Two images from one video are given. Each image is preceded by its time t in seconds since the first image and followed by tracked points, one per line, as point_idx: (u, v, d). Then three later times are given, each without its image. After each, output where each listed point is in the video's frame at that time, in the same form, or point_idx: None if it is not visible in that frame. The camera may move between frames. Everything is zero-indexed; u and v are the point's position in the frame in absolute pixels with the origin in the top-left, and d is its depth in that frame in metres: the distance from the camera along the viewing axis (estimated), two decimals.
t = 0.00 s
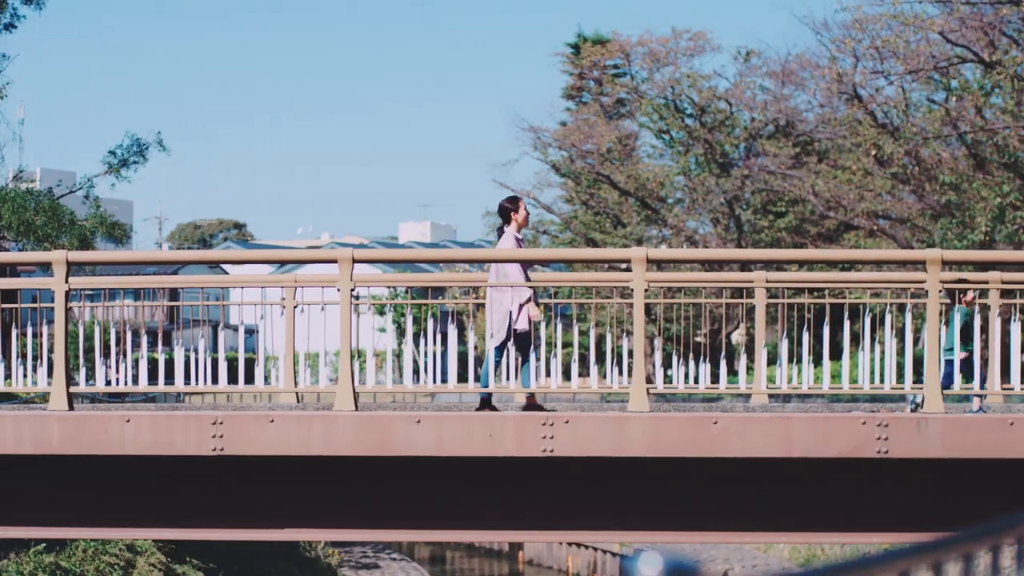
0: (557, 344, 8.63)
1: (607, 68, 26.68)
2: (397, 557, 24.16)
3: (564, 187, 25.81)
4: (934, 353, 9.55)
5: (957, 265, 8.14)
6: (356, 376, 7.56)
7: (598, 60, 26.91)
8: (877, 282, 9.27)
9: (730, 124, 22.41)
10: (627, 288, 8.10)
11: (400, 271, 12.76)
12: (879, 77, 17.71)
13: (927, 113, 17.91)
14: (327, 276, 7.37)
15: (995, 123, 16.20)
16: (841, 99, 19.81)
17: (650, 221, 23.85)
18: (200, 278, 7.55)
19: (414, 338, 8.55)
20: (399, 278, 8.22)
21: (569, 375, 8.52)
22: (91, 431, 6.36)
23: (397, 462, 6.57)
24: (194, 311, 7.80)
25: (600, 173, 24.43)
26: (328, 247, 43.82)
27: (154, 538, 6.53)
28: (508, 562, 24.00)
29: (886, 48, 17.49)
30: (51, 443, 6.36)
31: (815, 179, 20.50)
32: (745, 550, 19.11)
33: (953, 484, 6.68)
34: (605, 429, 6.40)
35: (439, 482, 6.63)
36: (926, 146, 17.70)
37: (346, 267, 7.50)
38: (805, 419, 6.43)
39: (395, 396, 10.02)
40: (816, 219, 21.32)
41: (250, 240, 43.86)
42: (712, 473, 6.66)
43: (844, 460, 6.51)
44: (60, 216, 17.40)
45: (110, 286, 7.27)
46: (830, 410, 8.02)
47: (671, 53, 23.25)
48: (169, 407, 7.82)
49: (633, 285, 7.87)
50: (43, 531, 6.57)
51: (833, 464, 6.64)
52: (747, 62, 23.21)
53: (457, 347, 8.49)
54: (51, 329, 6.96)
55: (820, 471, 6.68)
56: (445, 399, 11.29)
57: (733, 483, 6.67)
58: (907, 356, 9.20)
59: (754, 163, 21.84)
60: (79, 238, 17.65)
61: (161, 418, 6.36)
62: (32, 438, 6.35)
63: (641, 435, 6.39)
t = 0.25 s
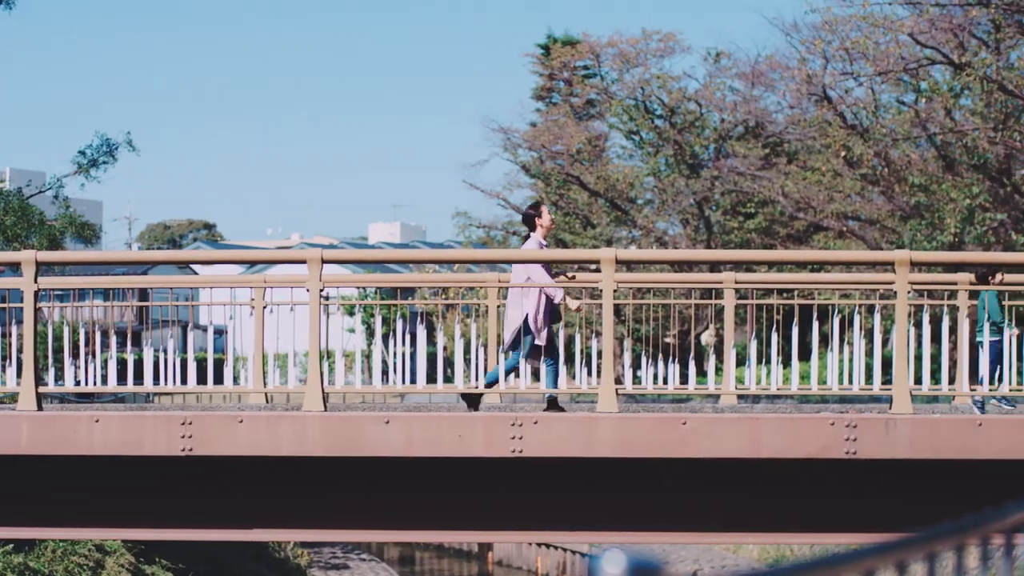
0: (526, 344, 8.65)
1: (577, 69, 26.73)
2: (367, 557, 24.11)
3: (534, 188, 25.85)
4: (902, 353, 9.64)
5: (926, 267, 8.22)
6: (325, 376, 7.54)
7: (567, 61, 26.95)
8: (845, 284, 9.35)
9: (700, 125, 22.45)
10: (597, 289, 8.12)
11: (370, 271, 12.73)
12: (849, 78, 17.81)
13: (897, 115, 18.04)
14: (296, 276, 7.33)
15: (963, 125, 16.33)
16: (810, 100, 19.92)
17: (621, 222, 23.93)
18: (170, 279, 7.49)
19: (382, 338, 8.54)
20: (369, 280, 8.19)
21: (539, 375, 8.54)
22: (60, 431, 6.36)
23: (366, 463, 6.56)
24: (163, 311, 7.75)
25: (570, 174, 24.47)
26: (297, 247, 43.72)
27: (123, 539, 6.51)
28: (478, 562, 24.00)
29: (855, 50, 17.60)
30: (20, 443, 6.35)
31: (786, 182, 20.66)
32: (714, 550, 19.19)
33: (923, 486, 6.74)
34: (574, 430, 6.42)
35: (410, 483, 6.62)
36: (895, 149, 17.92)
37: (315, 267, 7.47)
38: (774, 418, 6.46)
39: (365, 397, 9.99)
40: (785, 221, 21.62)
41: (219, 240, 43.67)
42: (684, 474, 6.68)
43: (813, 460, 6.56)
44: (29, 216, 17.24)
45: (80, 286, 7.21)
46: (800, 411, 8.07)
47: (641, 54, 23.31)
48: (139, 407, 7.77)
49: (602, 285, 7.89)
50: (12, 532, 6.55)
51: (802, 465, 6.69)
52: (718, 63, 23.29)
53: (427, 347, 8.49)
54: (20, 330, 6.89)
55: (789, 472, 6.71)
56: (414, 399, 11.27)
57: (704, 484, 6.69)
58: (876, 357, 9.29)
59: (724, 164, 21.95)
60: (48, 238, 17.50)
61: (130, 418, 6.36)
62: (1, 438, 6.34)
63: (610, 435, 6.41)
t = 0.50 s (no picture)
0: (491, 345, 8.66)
1: (542, 70, 26.79)
2: (331, 558, 24.02)
3: (499, 189, 25.89)
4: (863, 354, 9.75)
5: (889, 268, 8.30)
6: (289, 377, 7.50)
7: (533, 62, 27.00)
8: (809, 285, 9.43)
9: (664, 126, 22.65)
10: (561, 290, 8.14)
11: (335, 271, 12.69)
12: (814, 80, 17.93)
13: (862, 117, 18.17)
14: (260, 277, 7.29)
15: (926, 127, 16.51)
16: (775, 101, 20.05)
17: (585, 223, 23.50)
18: (135, 279, 7.43)
19: (347, 338, 8.51)
20: (333, 280, 8.15)
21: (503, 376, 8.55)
22: (23, 431, 6.36)
23: (331, 464, 6.56)
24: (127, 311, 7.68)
25: (535, 174, 24.49)
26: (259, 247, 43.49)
27: (84, 541, 6.46)
28: (442, 563, 23.97)
29: (820, 51, 17.73)
30: None
31: (749, 182, 20.67)
32: (678, 551, 19.26)
33: (886, 486, 6.81)
34: (539, 431, 6.44)
35: (377, 483, 6.62)
36: (859, 150, 18.16)
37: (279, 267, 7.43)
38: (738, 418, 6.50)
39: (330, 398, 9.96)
40: (749, 222, 21.49)
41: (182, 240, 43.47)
42: (650, 474, 6.70)
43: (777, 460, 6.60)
44: None
45: (45, 286, 7.14)
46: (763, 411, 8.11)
47: (607, 55, 23.38)
48: (102, 408, 7.69)
49: (566, 286, 7.92)
50: None
51: (766, 466, 6.74)
52: (682, 65, 23.40)
53: (391, 347, 8.48)
54: None
55: (754, 472, 6.75)
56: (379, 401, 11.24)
57: (670, 484, 6.71)
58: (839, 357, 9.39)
59: (688, 165, 22.06)
60: (11, 238, 17.33)
61: (94, 418, 6.36)
62: None
63: (573, 436, 6.43)
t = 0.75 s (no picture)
0: (451, 345, 8.62)
1: (502, 70, 26.78)
2: (291, 558, 23.91)
3: (459, 189, 25.87)
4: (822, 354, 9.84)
5: (847, 269, 8.39)
6: (249, 376, 7.45)
7: (493, 62, 26.99)
8: (768, 285, 9.52)
9: (625, 127, 22.78)
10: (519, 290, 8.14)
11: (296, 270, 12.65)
12: (774, 81, 17.99)
13: (822, 117, 18.21)
14: (222, 277, 7.26)
15: (886, 128, 16.65)
16: (736, 102, 20.11)
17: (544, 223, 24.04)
18: (95, 279, 7.31)
19: (307, 338, 8.47)
20: (293, 279, 8.07)
21: (462, 376, 8.52)
22: None
23: (291, 463, 6.84)
24: (87, 310, 7.58)
25: (495, 175, 24.46)
26: (217, 245, 43.06)
27: (46, 537, 6.75)
28: (403, 563, 23.92)
29: (780, 52, 17.81)
30: None
31: (709, 183, 20.60)
32: (639, 550, 19.33)
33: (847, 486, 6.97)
34: (496, 432, 6.65)
35: (339, 481, 6.88)
36: (819, 151, 18.27)
37: (239, 266, 7.39)
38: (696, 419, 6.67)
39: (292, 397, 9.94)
40: (710, 222, 21.47)
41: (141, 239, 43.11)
42: (609, 474, 6.89)
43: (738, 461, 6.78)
44: None
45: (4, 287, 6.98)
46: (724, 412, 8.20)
47: (567, 55, 23.38)
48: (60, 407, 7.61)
49: (524, 286, 7.94)
50: None
51: (728, 466, 6.91)
52: (643, 65, 23.43)
53: (351, 347, 8.45)
54: None
55: (715, 473, 6.93)
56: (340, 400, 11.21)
57: (631, 483, 6.90)
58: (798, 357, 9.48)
59: (649, 165, 22.12)
60: None
61: (54, 419, 6.64)
62: None
63: (530, 437, 6.63)
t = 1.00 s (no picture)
0: (406, 346, 8.58)
1: (458, 71, 26.75)
2: (246, 559, 23.73)
3: (415, 189, 25.82)
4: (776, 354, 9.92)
5: (801, 270, 8.48)
6: (204, 377, 7.41)
7: (448, 63, 26.95)
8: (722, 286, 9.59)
9: (580, 128, 22.93)
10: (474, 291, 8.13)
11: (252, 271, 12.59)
12: (728, 82, 18.13)
13: (775, 118, 18.32)
14: (177, 277, 7.22)
15: (840, 129, 16.84)
16: (691, 103, 20.17)
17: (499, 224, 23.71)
18: (49, 279, 7.22)
19: (262, 338, 8.40)
20: (249, 280, 8.01)
21: (417, 377, 8.47)
22: None
23: (246, 463, 7.01)
24: (42, 311, 7.48)
25: (450, 175, 24.44)
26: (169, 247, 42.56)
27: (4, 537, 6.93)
28: (358, 564, 23.82)
29: (735, 54, 17.91)
30: None
31: (664, 184, 20.62)
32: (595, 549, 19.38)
33: (800, 485, 7.08)
34: (450, 433, 6.79)
35: (295, 481, 7.04)
36: (774, 152, 18.17)
37: (194, 267, 7.35)
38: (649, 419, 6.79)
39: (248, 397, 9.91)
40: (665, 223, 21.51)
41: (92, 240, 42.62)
42: (564, 475, 7.02)
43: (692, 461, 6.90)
44: None
45: None
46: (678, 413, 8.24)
47: (522, 56, 23.38)
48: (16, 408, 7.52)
49: (479, 287, 7.93)
50: None
51: (682, 466, 7.02)
52: (598, 66, 23.52)
53: (305, 348, 8.38)
54: None
55: (671, 474, 7.04)
56: (296, 400, 11.16)
57: (586, 484, 7.02)
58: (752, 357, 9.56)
59: (604, 167, 22.17)
60: None
61: (10, 419, 6.80)
62: None
63: (484, 438, 6.79)
